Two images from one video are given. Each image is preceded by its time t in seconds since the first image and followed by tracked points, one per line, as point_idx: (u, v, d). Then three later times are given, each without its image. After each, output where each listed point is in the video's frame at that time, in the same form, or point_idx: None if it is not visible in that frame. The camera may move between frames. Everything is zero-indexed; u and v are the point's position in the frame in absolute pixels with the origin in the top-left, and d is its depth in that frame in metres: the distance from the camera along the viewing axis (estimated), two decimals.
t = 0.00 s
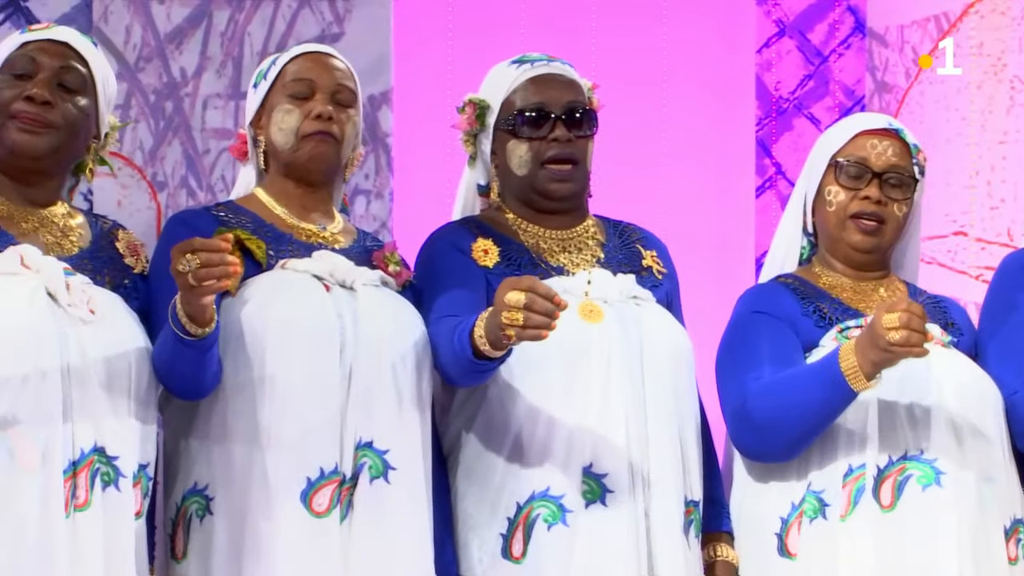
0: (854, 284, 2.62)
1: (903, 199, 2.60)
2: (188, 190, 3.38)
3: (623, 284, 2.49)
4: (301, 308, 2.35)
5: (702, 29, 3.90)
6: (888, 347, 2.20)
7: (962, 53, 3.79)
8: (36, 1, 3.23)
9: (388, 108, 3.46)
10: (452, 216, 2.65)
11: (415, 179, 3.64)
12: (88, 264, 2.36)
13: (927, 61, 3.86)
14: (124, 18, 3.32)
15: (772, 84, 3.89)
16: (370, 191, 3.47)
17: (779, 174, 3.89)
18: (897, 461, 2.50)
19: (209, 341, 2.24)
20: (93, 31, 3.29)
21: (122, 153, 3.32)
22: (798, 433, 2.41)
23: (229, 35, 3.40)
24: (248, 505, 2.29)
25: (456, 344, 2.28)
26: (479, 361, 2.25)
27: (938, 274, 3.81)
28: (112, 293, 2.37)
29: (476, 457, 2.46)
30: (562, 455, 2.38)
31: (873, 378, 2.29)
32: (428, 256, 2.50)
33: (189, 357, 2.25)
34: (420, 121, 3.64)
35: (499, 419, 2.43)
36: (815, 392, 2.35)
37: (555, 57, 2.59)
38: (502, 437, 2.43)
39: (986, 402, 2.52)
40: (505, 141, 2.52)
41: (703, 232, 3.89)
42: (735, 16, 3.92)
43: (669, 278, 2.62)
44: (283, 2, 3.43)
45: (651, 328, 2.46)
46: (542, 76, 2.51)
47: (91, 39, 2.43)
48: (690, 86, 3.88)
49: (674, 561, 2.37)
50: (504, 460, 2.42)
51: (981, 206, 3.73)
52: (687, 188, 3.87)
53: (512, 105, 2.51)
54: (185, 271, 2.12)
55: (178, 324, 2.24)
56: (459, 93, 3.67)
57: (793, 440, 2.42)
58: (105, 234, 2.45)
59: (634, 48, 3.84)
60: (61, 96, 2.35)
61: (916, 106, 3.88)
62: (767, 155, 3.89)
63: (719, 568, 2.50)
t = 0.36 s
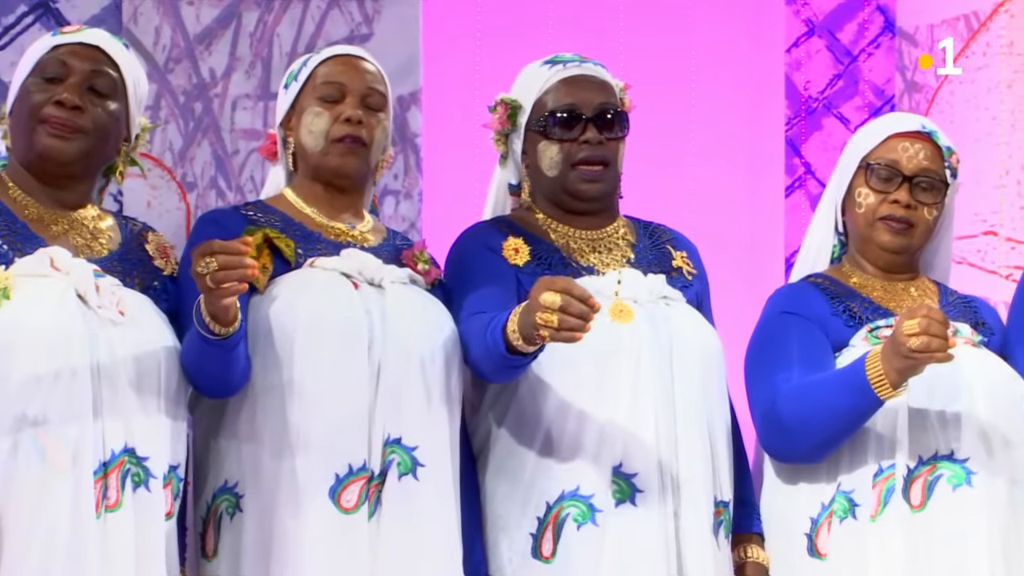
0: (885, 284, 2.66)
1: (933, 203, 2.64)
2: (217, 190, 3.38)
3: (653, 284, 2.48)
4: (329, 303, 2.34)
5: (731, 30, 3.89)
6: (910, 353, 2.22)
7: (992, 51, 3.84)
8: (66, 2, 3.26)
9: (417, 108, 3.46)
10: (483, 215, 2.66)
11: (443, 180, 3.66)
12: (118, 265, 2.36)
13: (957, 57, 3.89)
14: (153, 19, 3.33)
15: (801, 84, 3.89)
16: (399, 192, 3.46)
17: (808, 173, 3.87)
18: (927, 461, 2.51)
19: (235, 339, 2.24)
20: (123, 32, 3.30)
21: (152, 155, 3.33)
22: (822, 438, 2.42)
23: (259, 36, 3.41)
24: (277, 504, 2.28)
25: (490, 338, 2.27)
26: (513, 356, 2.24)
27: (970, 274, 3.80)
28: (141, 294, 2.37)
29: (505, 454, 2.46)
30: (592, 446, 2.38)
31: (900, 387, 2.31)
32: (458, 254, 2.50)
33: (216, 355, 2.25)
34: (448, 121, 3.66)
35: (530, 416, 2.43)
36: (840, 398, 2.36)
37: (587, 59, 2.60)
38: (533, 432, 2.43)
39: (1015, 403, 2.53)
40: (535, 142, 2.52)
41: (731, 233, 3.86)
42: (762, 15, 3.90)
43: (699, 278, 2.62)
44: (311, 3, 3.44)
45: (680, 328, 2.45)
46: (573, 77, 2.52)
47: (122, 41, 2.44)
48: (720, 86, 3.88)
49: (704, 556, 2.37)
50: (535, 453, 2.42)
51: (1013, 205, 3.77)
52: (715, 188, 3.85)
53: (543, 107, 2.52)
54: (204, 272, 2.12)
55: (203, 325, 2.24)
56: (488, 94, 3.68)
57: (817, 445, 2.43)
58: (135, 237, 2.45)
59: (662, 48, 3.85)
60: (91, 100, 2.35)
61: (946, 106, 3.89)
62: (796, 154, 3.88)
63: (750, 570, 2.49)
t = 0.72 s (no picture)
0: (913, 283, 2.67)
1: (959, 206, 2.64)
2: (245, 191, 3.39)
3: (681, 283, 2.49)
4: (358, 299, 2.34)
5: (759, 29, 3.90)
6: (926, 356, 2.18)
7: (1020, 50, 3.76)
8: (94, 4, 3.26)
9: (445, 109, 3.49)
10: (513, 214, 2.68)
11: (471, 180, 3.66)
12: (148, 265, 2.37)
13: (985, 57, 3.83)
14: (181, 20, 3.33)
15: (829, 83, 3.89)
16: (427, 193, 3.47)
17: (836, 173, 3.88)
18: (954, 460, 2.52)
19: (254, 323, 2.22)
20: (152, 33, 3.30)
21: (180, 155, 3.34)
22: (841, 422, 2.43)
23: (286, 36, 3.43)
24: (308, 503, 2.29)
25: (510, 318, 2.29)
26: (530, 336, 2.26)
27: (998, 274, 3.76)
28: (171, 295, 2.38)
29: (535, 451, 2.46)
30: (620, 445, 2.38)
31: (909, 368, 2.30)
32: (487, 251, 2.52)
33: (237, 340, 2.24)
34: (476, 120, 3.67)
35: (559, 412, 2.44)
36: (855, 380, 2.38)
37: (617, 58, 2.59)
38: (563, 428, 2.44)
39: None
40: (565, 142, 2.53)
41: (760, 232, 3.87)
42: (794, 15, 3.91)
43: (727, 279, 2.63)
44: (339, 4, 3.46)
45: (710, 329, 2.46)
46: (604, 78, 2.51)
47: (153, 43, 2.43)
48: (750, 87, 3.89)
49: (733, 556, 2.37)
50: (568, 444, 2.43)
51: None
52: (742, 188, 3.86)
53: (573, 107, 2.52)
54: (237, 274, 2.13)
55: (223, 308, 2.23)
56: (516, 93, 3.69)
57: (837, 429, 2.45)
58: (165, 240, 2.45)
59: (690, 48, 3.86)
60: (122, 107, 2.36)
61: (974, 105, 3.85)
62: (824, 154, 3.89)
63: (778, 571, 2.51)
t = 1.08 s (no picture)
0: (941, 283, 2.66)
1: (986, 207, 2.63)
2: (273, 193, 3.39)
3: (710, 285, 2.49)
4: (387, 300, 2.34)
5: (786, 28, 3.89)
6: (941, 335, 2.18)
7: None
8: (124, 5, 3.27)
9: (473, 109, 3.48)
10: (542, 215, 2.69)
11: (500, 181, 3.67)
12: (179, 267, 2.38)
13: (1014, 57, 3.81)
14: (210, 21, 3.34)
15: (857, 83, 3.90)
16: (455, 194, 3.47)
17: (865, 172, 3.89)
18: (981, 460, 2.53)
19: (285, 319, 2.22)
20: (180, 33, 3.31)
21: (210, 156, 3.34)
22: (863, 408, 2.43)
23: (315, 37, 3.43)
24: (337, 504, 2.29)
25: (534, 322, 2.29)
26: (554, 339, 2.26)
27: None
28: (202, 296, 2.38)
29: (563, 454, 2.47)
30: (647, 452, 2.38)
31: (925, 350, 2.31)
32: (515, 252, 2.52)
33: (267, 337, 2.23)
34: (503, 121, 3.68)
35: (586, 414, 2.44)
36: (874, 364, 2.38)
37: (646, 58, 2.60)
38: (590, 432, 2.43)
39: None
40: (594, 142, 2.54)
41: (788, 233, 3.86)
42: (821, 15, 3.91)
43: (756, 280, 2.63)
44: (368, 4, 3.46)
45: (740, 334, 2.45)
46: (633, 78, 2.53)
47: (185, 44, 2.44)
48: (778, 84, 3.88)
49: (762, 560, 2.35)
50: (594, 450, 2.43)
51: None
52: (771, 190, 3.85)
53: (602, 107, 2.53)
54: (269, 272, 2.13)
55: (252, 303, 2.22)
56: (544, 94, 3.70)
57: (860, 417, 2.45)
58: (196, 240, 2.47)
59: (718, 49, 3.87)
60: (155, 109, 2.36)
61: (1002, 104, 3.82)
62: (853, 153, 3.89)
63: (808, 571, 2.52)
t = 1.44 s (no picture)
0: (968, 284, 2.67)
1: (1013, 204, 2.62)
2: (301, 193, 3.40)
3: (736, 288, 2.49)
4: (415, 302, 2.34)
5: (814, 28, 3.90)
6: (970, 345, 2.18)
7: None
8: (151, 7, 3.29)
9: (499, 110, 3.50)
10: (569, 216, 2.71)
11: (527, 182, 3.69)
12: (208, 267, 2.38)
13: None
14: (237, 22, 3.35)
15: (885, 83, 3.86)
16: (482, 193, 3.49)
17: (893, 172, 3.85)
18: (1008, 462, 2.52)
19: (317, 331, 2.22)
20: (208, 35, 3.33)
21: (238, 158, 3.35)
22: (893, 421, 2.43)
23: (342, 38, 3.44)
24: (364, 507, 2.28)
25: (562, 329, 2.28)
26: (583, 347, 2.24)
27: None
28: (231, 297, 2.38)
29: (588, 457, 2.46)
30: (673, 456, 2.37)
31: (959, 363, 2.30)
32: (542, 254, 2.53)
33: (297, 347, 2.23)
34: (530, 120, 3.70)
35: (610, 418, 2.44)
36: (905, 378, 2.38)
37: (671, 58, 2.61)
38: (615, 436, 2.43)
39: None
40: (620, 142, 2.54)
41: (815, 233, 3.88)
42: (847, 15, 3.89)
43: (783, 282, 2.63)
44: (394, 5, 3.47)
45: (766, 335, 2.45)
46: (658, 78, 2.53)
47: (214, 45, 2.45)
48: (803, 84, 3.89)
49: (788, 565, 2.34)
50: (619, 455, 2.42)
51: None
52: (801, 190, 3.87)
53: (628, 107, 2.53)
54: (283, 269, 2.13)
55: (285, 318, 2.22)
56: (571, 96, 3.72)
57: (890, 428, 2.45)
58: (225, 240, 2.48)
59: (747, 49, 3.88)
60: (183, 102, 2.37)
61: None
62: (880, 153, 3.85)
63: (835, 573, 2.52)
